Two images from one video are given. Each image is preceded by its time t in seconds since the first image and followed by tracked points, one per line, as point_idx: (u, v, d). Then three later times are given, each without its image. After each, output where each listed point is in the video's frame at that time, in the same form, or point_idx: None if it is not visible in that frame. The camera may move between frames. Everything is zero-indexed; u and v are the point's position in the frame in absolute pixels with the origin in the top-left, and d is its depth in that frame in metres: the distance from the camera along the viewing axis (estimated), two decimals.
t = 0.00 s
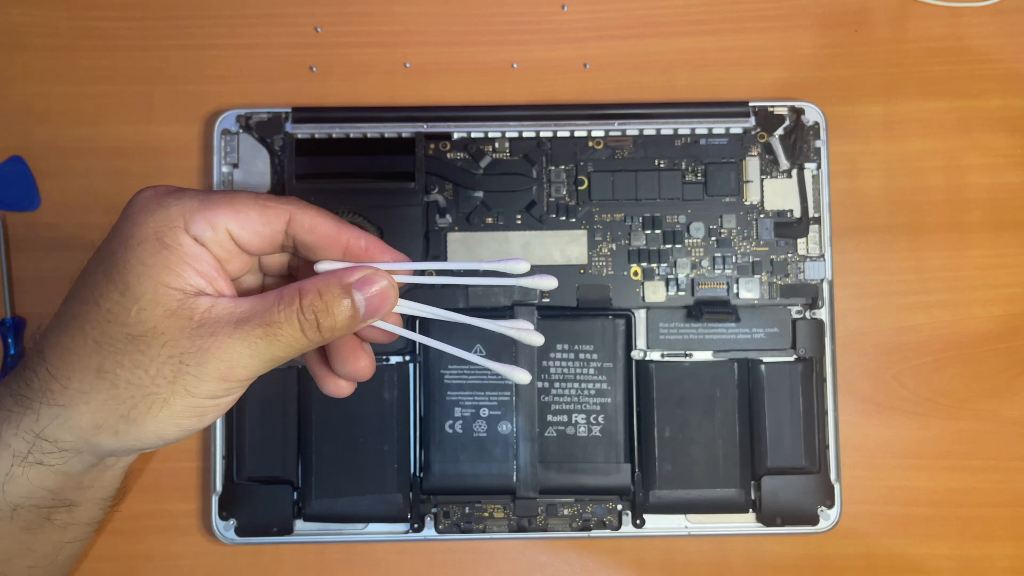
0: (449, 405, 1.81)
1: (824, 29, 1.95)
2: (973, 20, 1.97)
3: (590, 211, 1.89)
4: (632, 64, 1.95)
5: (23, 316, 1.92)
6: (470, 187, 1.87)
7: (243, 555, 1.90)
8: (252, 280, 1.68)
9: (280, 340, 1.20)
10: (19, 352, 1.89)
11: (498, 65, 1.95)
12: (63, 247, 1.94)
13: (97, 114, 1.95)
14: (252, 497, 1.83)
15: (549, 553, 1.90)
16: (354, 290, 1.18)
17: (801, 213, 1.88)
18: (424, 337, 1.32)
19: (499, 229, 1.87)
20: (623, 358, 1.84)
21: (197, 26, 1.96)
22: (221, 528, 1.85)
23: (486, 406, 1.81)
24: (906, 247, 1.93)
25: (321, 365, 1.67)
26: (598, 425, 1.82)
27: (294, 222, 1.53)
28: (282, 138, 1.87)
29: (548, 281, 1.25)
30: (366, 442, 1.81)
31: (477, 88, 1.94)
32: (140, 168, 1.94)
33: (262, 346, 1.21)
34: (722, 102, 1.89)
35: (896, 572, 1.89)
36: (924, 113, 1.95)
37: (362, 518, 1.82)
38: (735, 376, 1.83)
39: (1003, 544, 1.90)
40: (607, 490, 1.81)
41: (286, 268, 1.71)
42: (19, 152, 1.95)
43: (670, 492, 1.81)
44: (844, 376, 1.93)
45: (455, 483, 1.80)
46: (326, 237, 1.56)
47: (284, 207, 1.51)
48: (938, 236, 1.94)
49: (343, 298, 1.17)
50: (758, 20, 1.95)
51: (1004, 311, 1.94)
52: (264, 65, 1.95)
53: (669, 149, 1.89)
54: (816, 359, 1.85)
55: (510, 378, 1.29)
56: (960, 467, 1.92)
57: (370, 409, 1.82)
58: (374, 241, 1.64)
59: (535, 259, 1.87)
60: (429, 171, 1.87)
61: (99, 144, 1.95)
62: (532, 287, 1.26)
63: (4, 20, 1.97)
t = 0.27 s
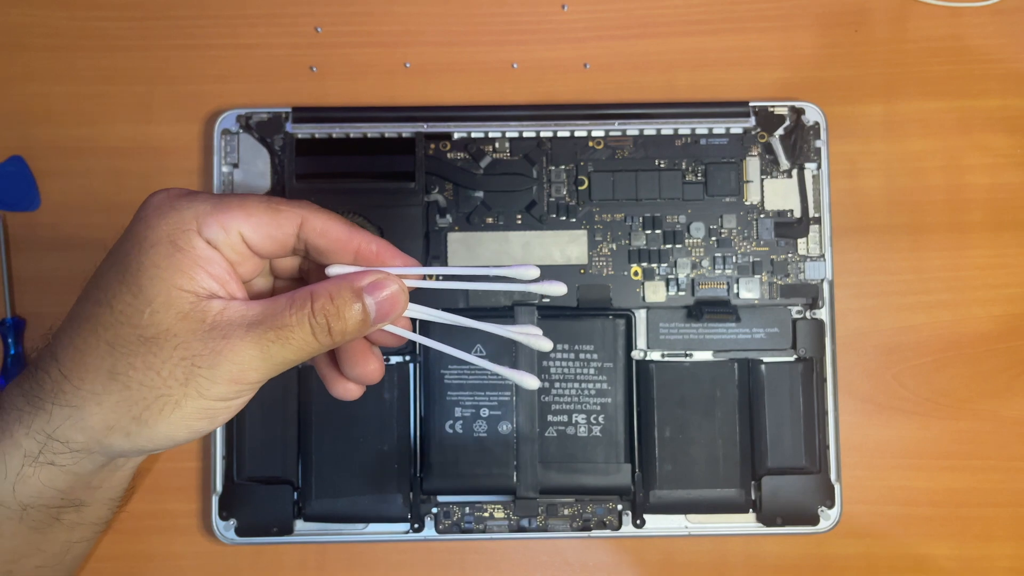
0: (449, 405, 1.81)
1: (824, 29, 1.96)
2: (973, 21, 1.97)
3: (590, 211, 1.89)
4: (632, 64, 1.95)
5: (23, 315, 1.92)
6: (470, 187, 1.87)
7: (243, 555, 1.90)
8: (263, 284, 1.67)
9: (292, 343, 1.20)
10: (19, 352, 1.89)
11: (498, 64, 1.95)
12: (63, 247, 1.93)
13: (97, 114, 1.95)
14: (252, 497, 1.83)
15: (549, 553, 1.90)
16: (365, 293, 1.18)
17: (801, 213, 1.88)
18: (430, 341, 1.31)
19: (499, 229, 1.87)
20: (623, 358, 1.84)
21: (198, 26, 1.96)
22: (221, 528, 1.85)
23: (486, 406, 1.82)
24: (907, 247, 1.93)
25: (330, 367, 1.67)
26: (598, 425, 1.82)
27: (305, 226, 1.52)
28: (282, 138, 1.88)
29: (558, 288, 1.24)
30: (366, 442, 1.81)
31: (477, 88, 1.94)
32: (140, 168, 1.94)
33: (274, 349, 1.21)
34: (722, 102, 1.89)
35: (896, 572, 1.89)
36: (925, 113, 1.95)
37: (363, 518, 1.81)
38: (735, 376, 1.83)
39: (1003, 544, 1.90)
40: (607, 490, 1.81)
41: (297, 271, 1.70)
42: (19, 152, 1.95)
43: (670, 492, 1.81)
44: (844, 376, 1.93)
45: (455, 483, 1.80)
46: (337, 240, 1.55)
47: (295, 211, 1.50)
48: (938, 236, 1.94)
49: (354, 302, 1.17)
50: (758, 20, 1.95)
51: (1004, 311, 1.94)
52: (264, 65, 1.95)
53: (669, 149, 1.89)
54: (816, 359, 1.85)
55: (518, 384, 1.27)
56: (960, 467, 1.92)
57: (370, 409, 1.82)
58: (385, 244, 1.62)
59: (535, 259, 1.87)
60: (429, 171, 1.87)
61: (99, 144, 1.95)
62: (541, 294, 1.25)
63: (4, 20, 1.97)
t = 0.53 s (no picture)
0: (449, 405, 1.81)
1: (824, 30, 1.96)
2: (973, 21, 1.97)
3: (590, 211, 1.89)
4: (632, 64, 1.95)
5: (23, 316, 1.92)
6: (469, 187, 1.87)
7: (243, 555, 1.90)
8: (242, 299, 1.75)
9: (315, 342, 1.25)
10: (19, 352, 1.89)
11: (498, 64, 1.95)
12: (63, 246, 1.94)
13: (97, 114, 1.95)
14: (252, 498, 1.83)
15: (549, 553, 1.90)
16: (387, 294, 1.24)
17: (801, 212, 1.88)
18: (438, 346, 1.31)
19: (499, 229, 1.87)
20: (623, 358, 1.83)
21: (198, 26, 1.96)
22: (222, 529, 1.85)
23: (486, 406, 1.82)
24: (907, 247, 1.93)
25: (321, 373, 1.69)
26: (598, 425, 1.82)
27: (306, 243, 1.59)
28: (282, 138, 1.88)
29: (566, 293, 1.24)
30: (366, 443, 1.81)
31: (477, 88, 1.94)
32: (141, 168, 1.94)
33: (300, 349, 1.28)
34: (722, 102, 1.89)
35: (895, 572, 1.90)
36: (925, 113, 1.95)
37: (362, 519, 1.81)
38: (735, 376, 1.83)
39: (1002, 544, 1.90)
40: (607, 490, 1.81)
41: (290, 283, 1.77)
42: (19, 152, 1.95)
43: (670, 492, 1.81)
44: (844, 376, 1.93)
45: (455, 483, 1.80)
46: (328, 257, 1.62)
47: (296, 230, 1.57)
48: (938, 236, 1.94)
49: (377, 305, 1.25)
50: (758, 20, 1.95)
51: (1004, 312, 1.94)
52: (264, 65, 1.95)
53: (669, 149, 1.89)
54: (816, 359, 1.85)
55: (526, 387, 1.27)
56: (960, 467, 1.92)
57: (370, 409, 1.81)
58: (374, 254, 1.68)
59: (535, 259, 1.86)
60: (429, 171, 1.87)
61: (99, 143, 1.95)
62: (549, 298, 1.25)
63: (3, 20, 1.97)
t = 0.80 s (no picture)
0: (449, 405, 1.81)
1: (824, 30, 1.96)
2: (973, 21, 1.97)
3: (590, 211, 1.89)
4: (632, 64, 1.95)
5: (23, 315, 1.92)
6: (470, 187, 1.87)
7: (243, 555, 1.90)
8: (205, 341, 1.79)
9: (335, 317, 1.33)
10: (19, 352, 1.89)
11: (498, 64, 1.95)
12: (63, 246, 1.94)
13: (97, 114, 1.95)
14: (252, 498, 1.83)
15: (549, 553, 1.90)
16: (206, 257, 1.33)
17: (801, 212, 1.88)
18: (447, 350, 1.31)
19: (499, 229, 1.87)
20: (623, 358, 1.84)
21: (198, 26, 1.96)
22: (222, 529, 1.85)
23: (486, 406, 1.82)
24: (907, 247, 1.93)
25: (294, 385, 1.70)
26: (598, 425, 1.82)
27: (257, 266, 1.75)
28: (282, 138, 1.88)
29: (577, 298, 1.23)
30: (365, 443, 1.81)
31: (478, 88, 1.94)
32: (141, 168, 1.94)
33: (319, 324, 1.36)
34: (722, 102, 1.89)
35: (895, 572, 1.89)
36: (925, 113, 1.95)
37: (362, 519, 1.81)
38: (735, 376, 1.83)
39: (1002, 544, 1.90)
40: (607, 489, 1.81)
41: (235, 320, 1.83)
42: (19, 152, 1.95)
43: (670, 492, 1.81)
44: (844, 376, 1.93)
45: (455, 483, 1.80)
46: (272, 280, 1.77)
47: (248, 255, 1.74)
48: (938, 236, 1.94)
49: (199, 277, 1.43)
50: (758, 20, 1.95)
51: (1004, 311, 1.94)
52: (264, 65, 1.95)
53: (669, 149, 1.89)
54: (816, 359, 1.85)
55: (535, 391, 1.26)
56: (960, 467, 1.92)
57: (370, 409, 1.82)
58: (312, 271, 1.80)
59: (535, 259, 1.86)
60: (429, 171, 1.87)
61: (99, 143, 1.95)
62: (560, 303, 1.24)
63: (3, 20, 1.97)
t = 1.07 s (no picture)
0: (449, 405, 1.81)
1: (824, 30, 1.96)
2: (973, 21, 1.97)
3: (590, 211, 1.89)
4: (632, 64, 1.95)
5: (23, 316, 1.92)
6: (469, 187, 1.87)
7: (243, 556, 1.90)
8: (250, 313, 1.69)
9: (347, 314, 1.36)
10: (19, 352, 1.89)
11: (498, 64, 1.95)
12: (63, 247, 1.94)
13: (97, 114, 1.95)
14: (251, 498, 1.83)
15: (549, 553, 1.90)
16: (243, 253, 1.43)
17: (801, 213, 1.88)
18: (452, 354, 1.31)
19: (499, 229, 1.87)
20: (623, 358, 1.84)
21: (198, 26, 1.96)
22: (222, 529, 1.85)
23: (486, 406, 1.82)
24: (907, 247, 1.93)
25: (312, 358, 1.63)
26: (598, 425, 1.82)
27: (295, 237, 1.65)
28: (282, 138, 1.88)
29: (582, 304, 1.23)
30: (366, 443, 1.81)
31: (477, 88, 1.94)
32: (140, 168, 1.94)
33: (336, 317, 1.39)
34: (722, 102, 1.89)
35: (895, 572, 1.90)
36: (925, 114, 1.95)
37: (362, 519, 1.81)
38: (735, 376, 1.83)
39: (1001, 544, 1.91)
40: (607, 490, 1.81)
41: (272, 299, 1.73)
42: (19, 152, 1.95)
43: (669, 492, 1.81)
44: (844, 376, 1.93)
45: (455, 483, 1.80)
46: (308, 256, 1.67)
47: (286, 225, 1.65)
48: (938, 236, 1.94)
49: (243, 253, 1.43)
50: (758, 20, 1.95)
51: (1004, 311, 1.94)
52: (264, 65, 1.95)
53: (669, 149, 1.89)
54: (816, 359, 1.85)
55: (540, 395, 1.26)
56: (960, 467, 1.92)
57: (370, 409, 1.82)
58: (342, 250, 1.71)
59: (535, 259, 1.86)
60: (429, 171, 1.87)
61: (99, 144, 1.95)
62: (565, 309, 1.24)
63: (4, 20, 1.97)
